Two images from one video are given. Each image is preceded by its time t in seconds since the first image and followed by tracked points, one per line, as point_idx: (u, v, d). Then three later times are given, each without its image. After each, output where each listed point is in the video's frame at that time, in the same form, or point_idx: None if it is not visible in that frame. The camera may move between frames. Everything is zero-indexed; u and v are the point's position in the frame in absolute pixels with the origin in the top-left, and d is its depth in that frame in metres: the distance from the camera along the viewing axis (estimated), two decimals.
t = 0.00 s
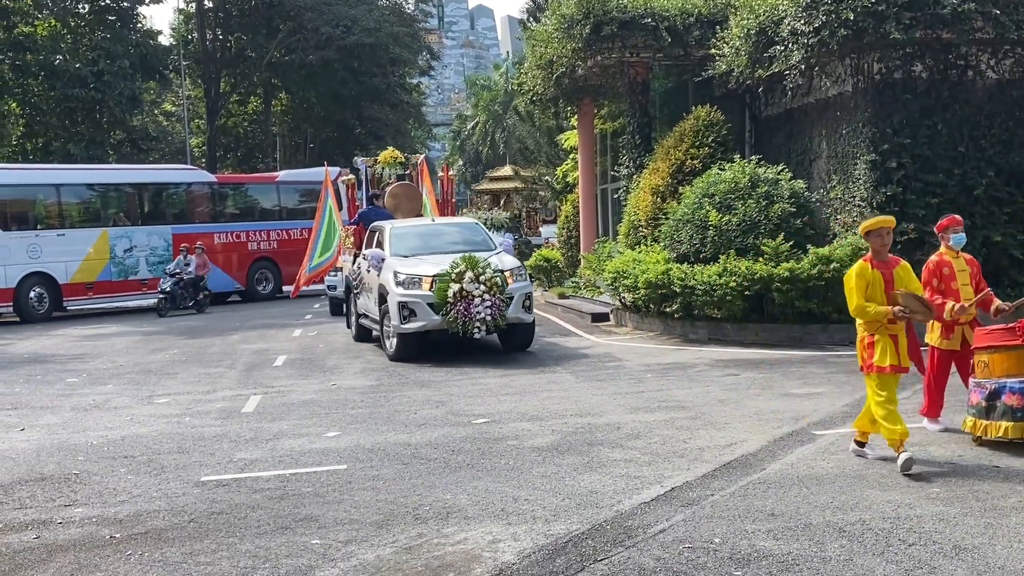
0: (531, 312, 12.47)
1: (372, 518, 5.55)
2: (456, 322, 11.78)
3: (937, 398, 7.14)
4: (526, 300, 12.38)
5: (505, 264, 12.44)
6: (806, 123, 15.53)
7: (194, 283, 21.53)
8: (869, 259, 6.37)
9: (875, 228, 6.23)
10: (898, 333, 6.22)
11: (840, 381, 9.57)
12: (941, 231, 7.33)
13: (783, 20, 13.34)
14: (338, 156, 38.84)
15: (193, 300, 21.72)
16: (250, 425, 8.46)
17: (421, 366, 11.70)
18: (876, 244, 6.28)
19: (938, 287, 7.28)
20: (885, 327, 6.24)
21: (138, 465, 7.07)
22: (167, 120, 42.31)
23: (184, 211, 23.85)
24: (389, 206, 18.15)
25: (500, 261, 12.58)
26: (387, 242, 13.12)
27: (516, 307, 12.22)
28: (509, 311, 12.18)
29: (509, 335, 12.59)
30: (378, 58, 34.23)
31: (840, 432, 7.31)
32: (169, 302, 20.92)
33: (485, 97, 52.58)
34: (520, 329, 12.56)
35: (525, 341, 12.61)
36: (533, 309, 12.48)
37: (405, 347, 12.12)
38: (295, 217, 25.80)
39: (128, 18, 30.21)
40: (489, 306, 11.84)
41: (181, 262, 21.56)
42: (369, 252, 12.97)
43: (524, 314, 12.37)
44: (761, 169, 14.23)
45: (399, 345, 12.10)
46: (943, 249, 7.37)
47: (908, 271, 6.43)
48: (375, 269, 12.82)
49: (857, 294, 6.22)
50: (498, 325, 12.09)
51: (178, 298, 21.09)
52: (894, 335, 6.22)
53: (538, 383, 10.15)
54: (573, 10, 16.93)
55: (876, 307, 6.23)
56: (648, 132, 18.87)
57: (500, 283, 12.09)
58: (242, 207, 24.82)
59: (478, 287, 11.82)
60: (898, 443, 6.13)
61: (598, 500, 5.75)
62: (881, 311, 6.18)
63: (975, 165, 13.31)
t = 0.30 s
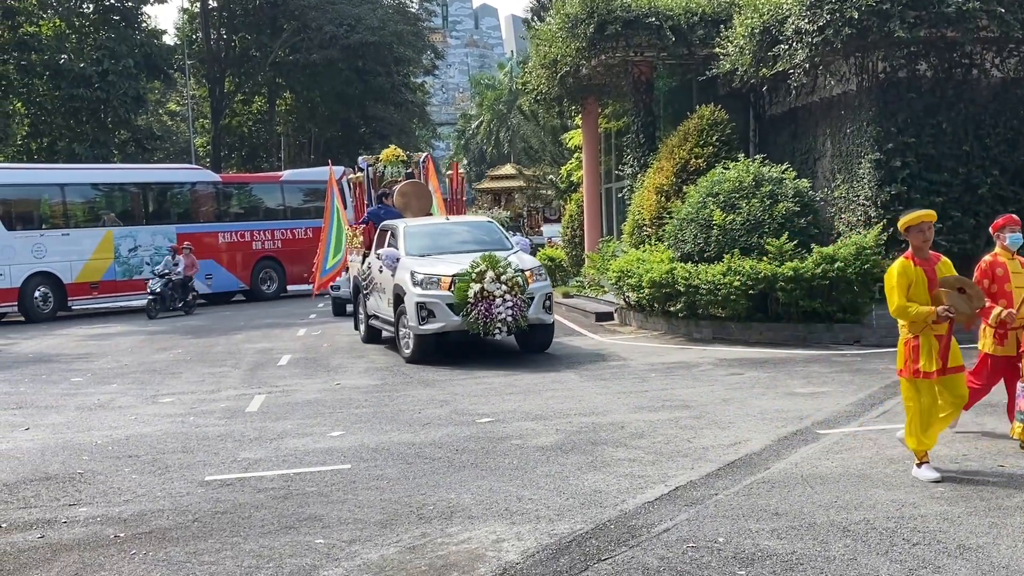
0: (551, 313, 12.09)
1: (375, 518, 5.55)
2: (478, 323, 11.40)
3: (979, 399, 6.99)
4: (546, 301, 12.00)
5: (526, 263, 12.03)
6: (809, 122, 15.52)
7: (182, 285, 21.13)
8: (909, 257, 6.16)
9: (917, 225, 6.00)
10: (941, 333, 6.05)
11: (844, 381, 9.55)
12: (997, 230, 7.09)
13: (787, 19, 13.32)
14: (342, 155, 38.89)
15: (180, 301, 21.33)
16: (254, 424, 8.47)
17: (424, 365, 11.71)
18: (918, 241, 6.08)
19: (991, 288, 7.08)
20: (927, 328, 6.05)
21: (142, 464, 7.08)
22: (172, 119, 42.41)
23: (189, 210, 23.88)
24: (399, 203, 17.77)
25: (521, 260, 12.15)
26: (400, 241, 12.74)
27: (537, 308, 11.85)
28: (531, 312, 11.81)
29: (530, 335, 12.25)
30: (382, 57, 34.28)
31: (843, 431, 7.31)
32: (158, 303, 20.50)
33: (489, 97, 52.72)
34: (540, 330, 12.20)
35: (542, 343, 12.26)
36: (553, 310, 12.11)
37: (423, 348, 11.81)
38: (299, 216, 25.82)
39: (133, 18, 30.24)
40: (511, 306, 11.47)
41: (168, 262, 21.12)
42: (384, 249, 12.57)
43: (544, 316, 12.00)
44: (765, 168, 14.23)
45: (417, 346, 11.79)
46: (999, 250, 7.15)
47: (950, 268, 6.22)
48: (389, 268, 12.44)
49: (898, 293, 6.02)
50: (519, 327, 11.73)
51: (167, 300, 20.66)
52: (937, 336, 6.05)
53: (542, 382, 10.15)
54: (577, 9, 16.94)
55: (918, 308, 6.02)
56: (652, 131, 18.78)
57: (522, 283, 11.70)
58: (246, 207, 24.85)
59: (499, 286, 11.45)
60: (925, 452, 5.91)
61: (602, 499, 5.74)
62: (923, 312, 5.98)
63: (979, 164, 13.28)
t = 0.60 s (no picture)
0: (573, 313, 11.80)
1: (379, 517, 5.56)
2: (500, 325, 11.09)
3: None
4: (568, 302, 11.71)
5: (547, 263, 11.74)
6: (813, 122, 15.51)
7: (170, 286, 20.68)
8: (966, 260, 5.84)
9: (977, 226, 5.66)
10: (991, 341, 5.74)
11: (847, 380, 9.54)
12: None
13: (791, 18, 13.32)
14: (345, 155, 38.91)
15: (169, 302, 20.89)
16: (258, 423, 8.47)
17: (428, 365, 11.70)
18: (979, 241, 5.76)
19: None
20: (976, 334, 5.76)
21: (146, 463, 7.09)
22: (175, 119, 42.46)
23: (192, 210, 23.91)
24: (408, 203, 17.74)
25: (542, 260, 11.89)
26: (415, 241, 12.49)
27: (559, 309, 11.58)
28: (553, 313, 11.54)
29: (551, 336, 11.92)
30: (385, 56, 34.34)
31: (847, 430, 7.31)
32: (146, 305, 20.11)
33: (493, 96, 52.78)
34: (561, 331, 11.89)
35: (562, 344, 11.95)
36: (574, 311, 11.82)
37: (442, 350, 11.47)
38: (303, 216, 25.76)
39: (137, 18, 30.26)
40: (534, 308, 11.18)
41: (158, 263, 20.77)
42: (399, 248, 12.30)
43: (566, 317, 11.71)
44: (769, 167, 14.22)
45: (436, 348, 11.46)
46: None
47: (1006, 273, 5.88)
48: (404, 267, 12.15)
49: (954, 296, 5.70)
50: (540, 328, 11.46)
51: (156, 301, 20.21)
52: (984, 344, 5.75)
53: (546, 382, 10.14)
54: (581, 8, 16.93)
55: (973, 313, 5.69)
56: (655, 131, 18.89)
57: (544, 283, 11.41)
58: (249, 206, 24.86)
59: (522, 287, 11.13)
60: None
61: (605, 499, 5.74)
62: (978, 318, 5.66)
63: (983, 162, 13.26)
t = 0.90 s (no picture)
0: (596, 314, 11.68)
1: (382, 516, 5.56)
2: (525, 325, 11.00)
3: None
4: (591, 303, 11.60)
5: (570, 262, 11.68)
6: (817, 120, 15.49)
7: (158, 286, 20.50)
8: None
9: None
10: None
11: (851, 379, 9.53)
12: None
13: (794, 16, 13.30)
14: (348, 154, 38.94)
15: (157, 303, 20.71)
16: (261, 422, 8.48)
17: (432, 364, 11.70)
18: None
19: None
20: None
21: (149, 462, 7.10)
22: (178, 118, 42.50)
23: (196, 209, 23.92)
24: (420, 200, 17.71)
25: (564, 259, 11.80)
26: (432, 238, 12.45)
27: (583, 309, 11.46)
28: (577, 313, 11.43)
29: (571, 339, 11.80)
30: (388, 55, 34.39)
31: (851, 429, 7.30)
32: (133, 306, 19.95)
33: (496, 95, 52.81)
34: (582, 334, 11.71)
35: (584, 346, 11.81)
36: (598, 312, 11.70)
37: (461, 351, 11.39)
38: (306, 215, 25.67)
39: (140, 17, 30.27)
40: (560, 307, 11.08)
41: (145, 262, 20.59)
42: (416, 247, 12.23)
43: (590, 318, 11.59)
44: (773, 166, 14.21)
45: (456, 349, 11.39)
46: None
47: None
48: (422, 266, 12.11)
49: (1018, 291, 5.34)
50: (565, 330, 11.34)
51: (143, 301, 20.03)
52: None
53: (549, 381, 10.14)
54: (584, 7, 16.92)
55: None
56: (659, 129, 18.88)
57: (568, 282, 11.34)
58: (253, 205, 24.86)
59: (546, 286, 11.05)
60: None
61: (608, 497, 5.74)
62: None
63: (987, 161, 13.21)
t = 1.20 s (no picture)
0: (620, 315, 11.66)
1: (385, 514, 5.56)
2: (549, 325, 10.97)
3: None
4: (615, 303, 11.58)
5: (592, 261, 11.65)
6: (821, 118, 15.47)
7: (146, 286, 20.37)
8: None
9: None
10: None
11: (855, 377, 9.51)
12: None
13: (798, 14, 13.28)
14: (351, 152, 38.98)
15: (145, 302, 20.62)
16: (265, 420, 8.49)
17: (436, 363, 11.70)
18: None
19: None
20: None
21: (153, 460, 7.11)
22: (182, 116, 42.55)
23: (199, 207, 23.94)
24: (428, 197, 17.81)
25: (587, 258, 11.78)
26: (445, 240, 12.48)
27: (607, 310, 11.43)
28: (601, 314, 11.40)
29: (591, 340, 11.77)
30: (391, 53, 34.42)
31: (854, 428, 7.27)
32: (122, 306, 19.88)
33: (499, 93, 52.81)
34: (605, 335, 11.66)
35: (605, 347, 11.79)
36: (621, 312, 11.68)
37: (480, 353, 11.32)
38: (309, 213, 25.75)
39: (144, 15, 30.30)
40: (585, 307, 11.07)
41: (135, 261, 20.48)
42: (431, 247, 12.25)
43: (613, 318, 11.56)
44: (777, 165, 14.21)
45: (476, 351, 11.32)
46: None
47: None
48: (439, 265, 12.13)
49: None
50: (590, 331, 11.32)
51: (132, 301, 19.92)
52: None
53: (554, 379, 10.14)
54: (587, 5, 16.95)
55: None
56: (663, 128, 18.86)
57: (593, 282, 11.33)
58: (257, 203, 24.89)
59: (571, 286, 11.03)
60: None
61: (611, 496, 5.73)
62: None
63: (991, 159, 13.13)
